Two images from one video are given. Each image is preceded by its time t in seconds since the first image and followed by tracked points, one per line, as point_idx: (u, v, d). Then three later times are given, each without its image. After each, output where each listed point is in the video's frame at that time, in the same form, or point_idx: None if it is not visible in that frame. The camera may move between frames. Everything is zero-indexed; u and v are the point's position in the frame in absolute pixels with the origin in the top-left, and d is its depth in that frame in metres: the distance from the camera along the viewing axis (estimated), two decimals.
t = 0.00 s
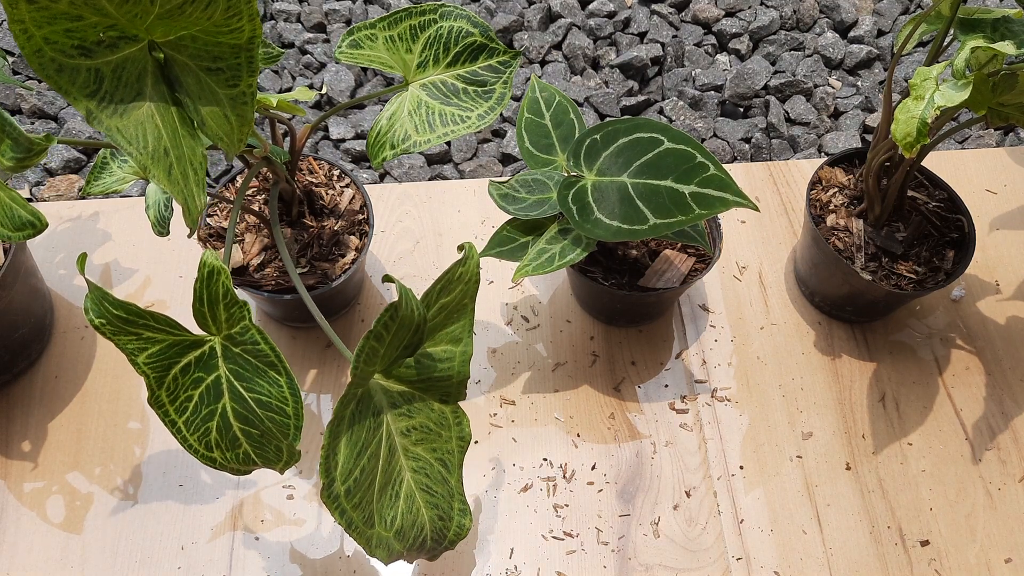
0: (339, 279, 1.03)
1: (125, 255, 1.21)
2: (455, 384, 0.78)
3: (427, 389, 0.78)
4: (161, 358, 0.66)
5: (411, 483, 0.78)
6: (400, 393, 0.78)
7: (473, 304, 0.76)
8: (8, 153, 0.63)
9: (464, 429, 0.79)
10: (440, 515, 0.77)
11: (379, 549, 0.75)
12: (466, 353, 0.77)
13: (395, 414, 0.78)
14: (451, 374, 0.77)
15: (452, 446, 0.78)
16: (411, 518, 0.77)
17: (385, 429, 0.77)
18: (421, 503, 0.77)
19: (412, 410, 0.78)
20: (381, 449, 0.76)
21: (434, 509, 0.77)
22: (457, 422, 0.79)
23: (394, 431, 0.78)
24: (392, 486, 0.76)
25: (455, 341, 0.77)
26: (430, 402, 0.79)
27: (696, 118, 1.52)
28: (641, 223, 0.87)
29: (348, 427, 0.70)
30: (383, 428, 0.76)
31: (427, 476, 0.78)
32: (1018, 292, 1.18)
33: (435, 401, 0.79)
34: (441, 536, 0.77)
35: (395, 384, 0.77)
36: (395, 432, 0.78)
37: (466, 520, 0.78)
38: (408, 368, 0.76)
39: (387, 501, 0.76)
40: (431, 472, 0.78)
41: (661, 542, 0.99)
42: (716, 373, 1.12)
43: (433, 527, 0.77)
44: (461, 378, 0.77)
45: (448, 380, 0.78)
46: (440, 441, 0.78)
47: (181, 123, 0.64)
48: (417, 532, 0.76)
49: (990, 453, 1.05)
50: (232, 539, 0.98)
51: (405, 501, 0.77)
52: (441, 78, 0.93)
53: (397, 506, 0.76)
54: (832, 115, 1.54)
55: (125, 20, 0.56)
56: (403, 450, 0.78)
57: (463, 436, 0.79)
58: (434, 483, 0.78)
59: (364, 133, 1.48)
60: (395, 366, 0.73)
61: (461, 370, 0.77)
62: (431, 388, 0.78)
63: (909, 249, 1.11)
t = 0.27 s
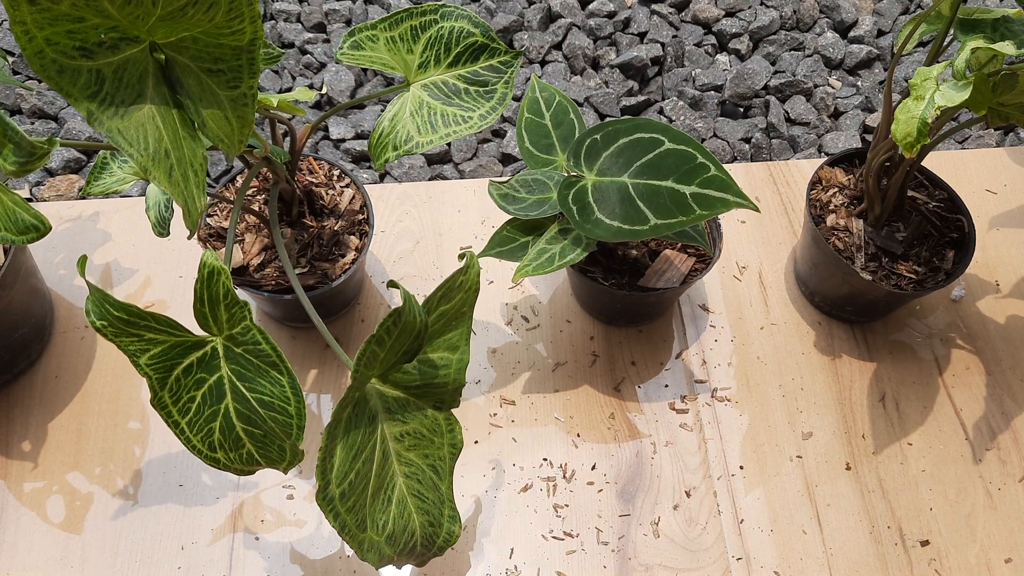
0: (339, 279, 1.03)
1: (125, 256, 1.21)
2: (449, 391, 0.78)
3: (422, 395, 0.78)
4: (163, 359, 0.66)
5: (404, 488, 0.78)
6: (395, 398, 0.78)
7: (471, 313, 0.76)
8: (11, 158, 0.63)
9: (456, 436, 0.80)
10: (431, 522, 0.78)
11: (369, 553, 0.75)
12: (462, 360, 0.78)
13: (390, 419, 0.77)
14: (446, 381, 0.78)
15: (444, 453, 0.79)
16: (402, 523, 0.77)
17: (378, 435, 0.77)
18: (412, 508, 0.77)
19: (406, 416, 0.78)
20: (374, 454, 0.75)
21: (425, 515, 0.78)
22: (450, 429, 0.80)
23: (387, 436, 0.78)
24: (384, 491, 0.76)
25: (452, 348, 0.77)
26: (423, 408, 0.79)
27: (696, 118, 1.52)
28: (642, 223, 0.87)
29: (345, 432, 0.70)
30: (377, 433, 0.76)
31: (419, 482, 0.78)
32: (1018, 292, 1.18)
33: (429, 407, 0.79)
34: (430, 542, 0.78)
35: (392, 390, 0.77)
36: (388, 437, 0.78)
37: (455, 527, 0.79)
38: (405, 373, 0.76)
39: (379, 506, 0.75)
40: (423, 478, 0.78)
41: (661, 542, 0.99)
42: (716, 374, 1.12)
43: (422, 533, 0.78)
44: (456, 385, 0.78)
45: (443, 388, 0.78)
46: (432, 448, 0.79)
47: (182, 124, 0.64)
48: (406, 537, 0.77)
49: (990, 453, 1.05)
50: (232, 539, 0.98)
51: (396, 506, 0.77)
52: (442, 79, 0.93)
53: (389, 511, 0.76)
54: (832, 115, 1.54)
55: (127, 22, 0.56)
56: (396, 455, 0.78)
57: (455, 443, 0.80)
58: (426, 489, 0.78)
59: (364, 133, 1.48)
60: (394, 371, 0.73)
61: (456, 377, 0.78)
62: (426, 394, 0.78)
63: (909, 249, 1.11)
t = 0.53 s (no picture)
0: (339, 279, 1.03)
1: (125, 256, 1.21)
2: (464, 373, 0.78)
3: (438, 379, 0.78)
4: (162, 359, 0.66)
5: (428, 475, 0.78)
6: (411, 385, 0.78)
7: (479, 294, 0.76)
8: (12, 155, 0.63)
9: (477, 418, 0.79)
10: (458, 506, 0.77)
11: (399, 541, 0.75)
12: (475, 343, 0.77)
13: (408, 407, 0.78)
14: (461, 364, 0.77)
15: (467, 436, 0.78)
16: (429, 510, 0.76)
17: (398, 422, 0.77)
18: (438, 494, 0.77)
19: (424, 401, 0.78)
20: (395, 442, 0.76)
21: (452, 499, 0.77)
22: (471, 412, 0.79)
23: (408, 424, 0.78)
24: (409, 479, 0.76)
25: (463, 330, 0.77)
26: (441, 393, 0.79)
27: (696, 118, 1.52)
28: (642, 223, 0.87)
29: (363, 420, 0.71)
30: (396, 421, 0.77)
31: (444, 468, 0.77)
32: (1018, 293, 1.18)
33: (447, 392, 0.79)
34: (460, 526, 0.77)
35: (406, 377, 0.77)
36: (408, 425, 0.78)
37: (485, 509, 0.78)
38: (417, 359, 0.76)
39: (406, 493, 0.76)
40: (448, 463, 0.78)
41: (661, 542, 0.99)
42: (716, 374, 1.12)
43: (450, 517, 0.77)
44: (472, 367, 0.77)
45: (458, 371, 0.77)
46: (454, 432, 0.78)
47: (182, 124, 0.64)
48: (435, 523, 0.77)
49: (990, 453, 1.05)
50: (232, 539, 0.98)
51: (422, 493, 0.77)
52: (441, 78, 0.93)
53: (415, 498, 0.76)
54: (832, 115, 1.54)
55: (126, 21, 0.56)
56: (417, 442, 0.78)
57: (477, 425, 0.79)
58: (450, 473, 0.77)
59: (364, 133, 1.48)
60: (405, 358, 0.73)
61: (471, 359, 0.77)
62: (442, 378, 0.78)
63: (909, 249, 1.11)
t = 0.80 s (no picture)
0: (339, 279, 1.03)
1: (124, 255, 1.21)
2: (446, 393, 0.78)
3: (420, 396, 0.78)
4: (158, 358, 0.66)
5: (400, 489, 0.78)
6: (392, 400, 0.78)
7: (468, 314, 0.76)
8: (11, 155, 0.63)
9: (453, 438, 0.80)
10: (426, 524, 0.78)
11: (364, 555, 0.75)
12: (459, 362, 0.78)
13: (387, 420, 0.77)
14: (443, 382, 0.78)
15: (441, 455, 0.79)
16: (398, 525, 0.77)
17: (375, 435, 0.77)
18: (408, 510, 0.77)
19: (403, 416, 0.78)
20: (371, 455, 0.76)
21: (421, 517, 0.78)
22: (448, 431, 0.80)
23: (384, 437, 0.78)
24: (380, 493, 0.76)
25: (449, 349, 0.78)
26: (422, 409, 0.79)
27: (696, 118, 1.52)
28: (641, 223, 0.87)
29: (340, 432, 0.70)
30: (374, 433, 0.76)
31: (415, 484, 0.78)
32: (1018, 293, 1.18)
33: (427, 409, 0.79)
34: (426, 544, 0.78)
35: (389, 391, 0.77)
36: (385, 438, 0.78)
37: (452, 529, 0.79)
38: (402, 373, 0.76)
39: (374, 508, 0.76)
40: (420, 480, 0.78)
41: (661, 542, 0.99)
42: (716, 374, 1.12)
43: (418, 534, 0.78)
44: (453, 388, 0.78)
45: (441, 389, 0.78)
46: (428, 449, 0.79)
47: (180, 124, 0.64)
48: (402, 538, 0.77)
49: (990, 453, 1.05)
50: (232, 539, 0.98)
51: (392, 508, 0.77)
52: (441, 79, 0.93)
53: (384, 513, 0.76)
54: (832, 115, 1.54)
55: (124, 20, 0.56)
56: (392, 456, 0.78)
57: (453, 446, 0.80)
58: (421, 490, 0.78)
59: (364, 133, 1.48)
60: (390, 372, 0.73)
61: (454, 379, 0.78)
62: (424, 396, 0.78)
63: (909, 249, 1.11)
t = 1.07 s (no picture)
0: (339, 279, 1.03)
1: (125, 256, 1.21)
2: (462, 377, 0.78)
3: (435, 383, 0.78)
4: (163, 359, 0.66)
5: (424, 477, 0.78)
6: (409, 387, 0.78)
7: (480, 297, 0.76)
8: (13, 156, 0.63)
9: (473, 423, 0.79)
10: (454, 510, 0.77)
11: (395, 544, 0.75)
12: (473, 347, 0.77)
13: (405, 409, 0.77)
14: (459, 368, 0.77)
15: (462, 440, 0.78)
16: (426, 512, 0.77)
17: (395, 424, 0.77)
18: (434, 497, 0.77)
19: (421, 404, 0.78)
20: (391, 444, 0.76)
21: (448, 503, 0.77)
22: (467, 416, 0.79)
23: (404, 426, 0.77)
24: (405, 481, 0.76)
25: (463, 334, 0.77)
26: (439, 396, 0.79)
27: (696, 118, 1.52)
28: (642, 223, 0.87)
29: (362, 421, 0.71)
30: (393, 423, 0.77)
31: (439, 470, 0.78)
32: (1018, 293, 1.19)
33: (444, 396, 0.79)
34: (455, 529, 0.77)
35: (404, 379, 0.77)
36: (405, 427, 0.78)
37: (480, 513, 0.78)
38: (416, 361, 0.76)
39: (400, 496, 0.76)
40: (443, 466, 0.78)
41: (661, 542, 0.99)
42: (716, 374, 1.12)
43: (447, 521, 0.77)
44: (469, 371, 0.77)
45: (456, 374, 0.78)
46: (449, 435, 0.78)
47: (182, 124, 0.64)
48: (431, 526, 0.77)
49: (989, 453, 1.05)
50: (232, 539, 0.98)
51: (418, 496, 0.77)
52: (443, 78, 0.93)
53: (410, 501, 0.76)
54: (832, 116, 1.54)
55: (127, 20, 0.56)
56: (414, 445, 0.78)
57: (474, 430, 0.79)
58: (446, 476, 0.77)
59: (364, 133, 1.48)
60: (405, 359, 0.73)
61: (469, 364, 0.77)
62: (440, 382, 0.78)
63: (909, 249, 1.11)
